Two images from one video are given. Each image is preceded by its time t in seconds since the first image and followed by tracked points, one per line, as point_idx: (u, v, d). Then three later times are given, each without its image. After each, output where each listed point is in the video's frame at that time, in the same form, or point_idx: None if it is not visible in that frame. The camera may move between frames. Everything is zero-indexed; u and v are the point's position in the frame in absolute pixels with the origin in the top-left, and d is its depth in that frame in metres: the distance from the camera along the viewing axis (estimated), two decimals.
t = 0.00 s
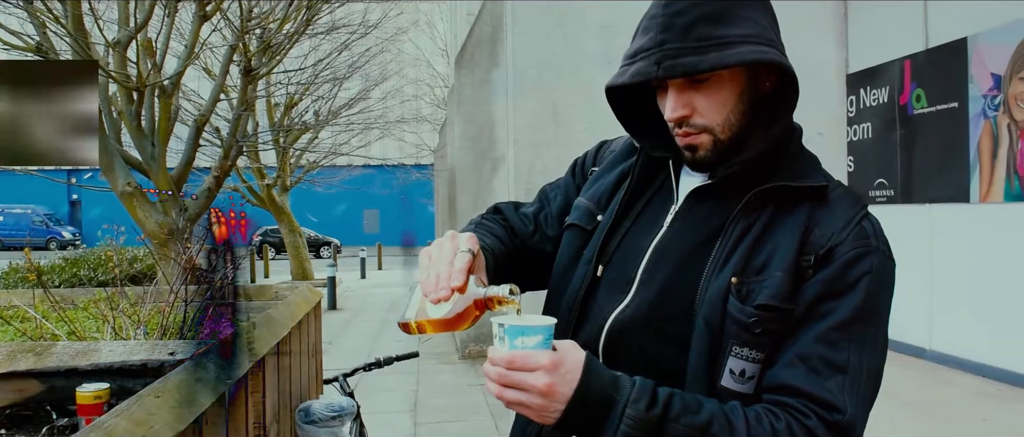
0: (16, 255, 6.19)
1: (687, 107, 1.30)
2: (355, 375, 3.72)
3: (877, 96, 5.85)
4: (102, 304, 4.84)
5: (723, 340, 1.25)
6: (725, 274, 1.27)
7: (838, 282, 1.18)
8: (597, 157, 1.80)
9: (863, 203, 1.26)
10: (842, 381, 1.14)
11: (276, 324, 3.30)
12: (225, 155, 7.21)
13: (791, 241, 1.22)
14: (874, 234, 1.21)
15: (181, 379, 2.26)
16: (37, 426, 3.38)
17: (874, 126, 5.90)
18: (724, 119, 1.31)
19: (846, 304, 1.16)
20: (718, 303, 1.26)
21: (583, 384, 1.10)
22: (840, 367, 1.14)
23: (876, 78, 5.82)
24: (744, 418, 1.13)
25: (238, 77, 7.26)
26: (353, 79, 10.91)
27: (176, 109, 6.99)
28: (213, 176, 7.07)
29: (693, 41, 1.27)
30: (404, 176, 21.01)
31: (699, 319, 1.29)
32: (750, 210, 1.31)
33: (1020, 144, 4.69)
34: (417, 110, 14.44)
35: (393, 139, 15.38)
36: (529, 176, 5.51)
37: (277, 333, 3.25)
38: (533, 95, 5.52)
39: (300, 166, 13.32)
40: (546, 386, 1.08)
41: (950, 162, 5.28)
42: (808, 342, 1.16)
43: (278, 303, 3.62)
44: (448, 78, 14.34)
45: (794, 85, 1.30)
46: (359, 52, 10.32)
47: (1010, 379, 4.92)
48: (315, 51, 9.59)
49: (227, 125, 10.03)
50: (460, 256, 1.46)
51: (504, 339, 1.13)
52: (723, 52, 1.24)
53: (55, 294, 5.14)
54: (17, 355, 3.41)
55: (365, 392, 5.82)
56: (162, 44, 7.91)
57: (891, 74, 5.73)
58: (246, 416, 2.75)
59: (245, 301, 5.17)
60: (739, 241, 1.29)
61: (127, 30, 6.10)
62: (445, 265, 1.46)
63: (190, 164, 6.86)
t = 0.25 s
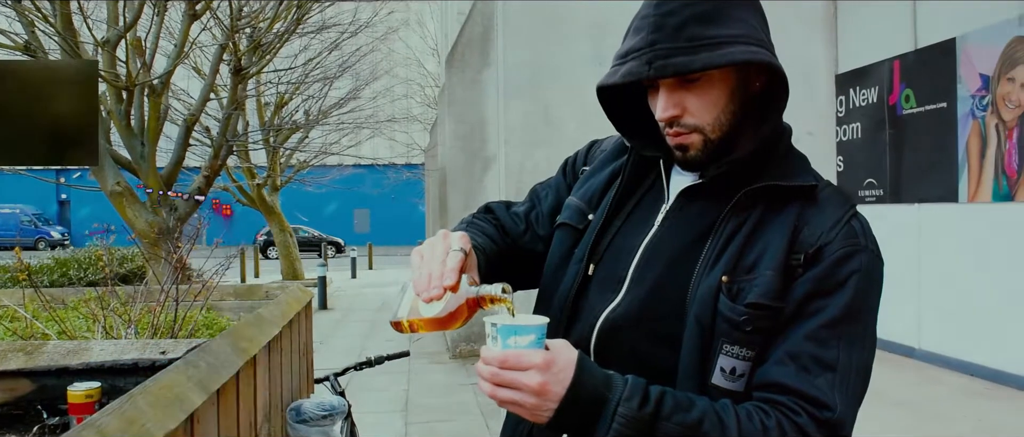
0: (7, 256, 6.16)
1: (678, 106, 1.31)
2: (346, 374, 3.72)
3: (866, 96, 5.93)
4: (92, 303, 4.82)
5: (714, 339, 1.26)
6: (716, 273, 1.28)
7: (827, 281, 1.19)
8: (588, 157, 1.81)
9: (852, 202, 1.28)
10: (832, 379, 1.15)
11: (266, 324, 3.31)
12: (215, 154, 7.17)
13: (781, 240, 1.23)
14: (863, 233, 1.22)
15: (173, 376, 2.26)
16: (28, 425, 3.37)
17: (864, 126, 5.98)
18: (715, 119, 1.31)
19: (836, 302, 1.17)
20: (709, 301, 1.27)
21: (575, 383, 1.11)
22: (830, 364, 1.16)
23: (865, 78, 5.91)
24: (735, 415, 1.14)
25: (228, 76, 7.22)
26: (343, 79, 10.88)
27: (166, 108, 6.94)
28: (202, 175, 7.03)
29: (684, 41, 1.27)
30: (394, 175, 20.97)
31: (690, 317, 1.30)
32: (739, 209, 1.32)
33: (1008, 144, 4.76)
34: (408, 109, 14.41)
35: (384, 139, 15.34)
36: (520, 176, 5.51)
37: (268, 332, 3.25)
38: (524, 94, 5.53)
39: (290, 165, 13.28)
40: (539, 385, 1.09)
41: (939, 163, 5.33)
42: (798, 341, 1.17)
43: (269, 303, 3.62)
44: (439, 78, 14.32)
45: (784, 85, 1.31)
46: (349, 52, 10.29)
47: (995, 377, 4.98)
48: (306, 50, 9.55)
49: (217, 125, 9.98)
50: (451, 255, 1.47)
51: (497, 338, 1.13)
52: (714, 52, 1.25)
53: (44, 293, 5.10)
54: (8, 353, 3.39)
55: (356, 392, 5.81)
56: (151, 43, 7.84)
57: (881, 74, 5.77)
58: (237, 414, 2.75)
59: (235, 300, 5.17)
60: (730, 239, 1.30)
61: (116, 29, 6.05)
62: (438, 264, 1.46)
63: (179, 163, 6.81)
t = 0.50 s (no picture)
0: None
1: (670, 106, 1.32)
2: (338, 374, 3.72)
3: (858, 96, 5.96)
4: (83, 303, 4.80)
5: (706, 336, 1.27)
6: (708, 271, 1.29)
7: (818, 278, 1.20)
8: (579, 156, 1.81)
9: (841, 201, 1.29)
10: (823, 375, 1.17)
11: (258, 324, 3.31)
12: (206, 153, 7.12)
13: (772, 238, 1.24)
14: (852, 231, 1.24)
15: (166, 376, 2.25)
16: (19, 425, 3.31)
17: (854, 125, 6.02)
18: (706, 119, 1.32)
19: (827, 299, 1.18)
20: (701, 299, 1.28)
21: (569, 380, 1.12)
22: (821, 361, 1.17)
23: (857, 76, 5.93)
24: (727, 412, 1.15)
25: (219, 75, 7.17)
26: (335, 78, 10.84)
27: (156, 107, 6.90)
28: (194, 175, 6.98)
29: (676, 41, 1.28)
30: (386, 175, 20.91)
31: (682, 315, 1.31)
32: (731, 208, 1.33)
33: (998, 142, 4.77)
34: (400, 108, 14.38)
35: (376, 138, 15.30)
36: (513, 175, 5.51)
37: (261, 332, 3.25)
38: (516, 94, 5.53)
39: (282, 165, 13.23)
40: (533, 383, 1.09)
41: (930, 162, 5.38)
42: (789, 337, 1.18)
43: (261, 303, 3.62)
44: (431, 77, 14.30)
45: (773, 85, 1.32)
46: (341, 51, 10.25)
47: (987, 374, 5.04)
48: (297, 49, 9.50)
49: (208, 124, 9.93)
50: (445, 254, 1.48)
51: (491, 337, 1.13)
52: (705, 52, 1.26)
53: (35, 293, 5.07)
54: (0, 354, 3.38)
55: (349, 391, 5.81)
56: (142, 42, 7.78)
57: (873, 72, 5.78)
58: (230, 413, 2.75)
59: (227, 299, 5.18)
60: (722, 237, 1.31)
61: (107, 28, 6.01)
62: (432, 264, 1.46)
63: (171, 163, 6.77)
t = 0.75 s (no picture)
0: None
1: (662, 105, 1.33)
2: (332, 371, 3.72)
3: (851, 95, 6.05)
4: (77, 301, 4.80)
5: (698, 333, 1.28)
6: (700, 268, 1.29)
7: (809, 274, 1.21)
8: (572, 154, 1.82)
9: (832, 198, 1.30)
10: (814, 371, 1.18)
11: (252, 321, 3.32)
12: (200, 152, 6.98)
13: (763, 236, 1.25)
14: (843, 228, 1.25)
15: (161, 372, 2.26)
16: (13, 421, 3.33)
17: (848, 125, 6.10)
18: (698, 117, 1.33)
19: (817, 296, 1.20)
20: (693, 296, 1.28)
21: (563, 376, 1.13)
22: (812, 357, 1.18)
23: (851, 77, 6.01)
24: (720, 407, 1.16)
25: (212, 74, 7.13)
26: (329, 76, 10.81)
27: (150, 106, 6.86)
28: (187, 174, 6.96)
29: (669, 40, 1.29)
30: (380, 174, 20.85)
31: (675, 312, 1.32)
32: (723, 205, 1.34)
33: (990, 143, 4.85)
34: (394, 107, 14.33)
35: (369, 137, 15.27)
36: (506, 174, 5.52)
37: (255, 329, 3.26)
38: (510, 93, 5.54)
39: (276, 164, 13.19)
40: (527, 378, 1.10)
41: (922, 163, 5.43)
42: (780, 334, 1.20)
43: (254, 301, 3.63)
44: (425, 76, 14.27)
45: (765, 84, 1.33)
46: (335, 49, 10.21)
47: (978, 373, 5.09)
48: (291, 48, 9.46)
49: (202, 123, 9.88)
50: (440, 252, 1.48)
51: (485, 333, 1.14)
52: (698, 51, 1.27)
53: (29, 291, 5.06)
54: None
55: (343, 390, 5.80)
56: (134, 41, 7.75)
57: (866, 74, 5.84)
58: (224, 408, 2.75)
59: (220, 297, 5.20)
60: (714, 235, 1.32)
61: (100, 26, 5.99)
62: (426, 261, 1.47)
63: (164, 161, 6.73)
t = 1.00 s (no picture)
0: None
1: (655, 104, 1.34)
2: (327, 370, 3.72)
3: (845, 94, 6.10)
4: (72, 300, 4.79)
5: (692, 330, 1.29)
6: (694, 265, 1.30)
7: (802, 272, 1.22)
8: (567, 153, 1.83)
9: (824, 196, 1.31)
10: (807, 367, 1.19)
11: (248, 320, 3.32)
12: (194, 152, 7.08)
13: (757, 234, 1.26)
14: (835, 225, 1.26)
15: (156, 370, 2.26)
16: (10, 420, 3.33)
17: (842, 124, 6.16)
18: (691, 116, 1.34)
19: (810, 293, 1.21)
20: (687, 293, 1.29)
21: (559, 373, 1.13)
22: (805, 353, 1.19)
23: (844, 76, 6.07)
24: (714, 403, 1.17)
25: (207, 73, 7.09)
26: (324, 76, 10.77)
27: (144, 105, 6.83)
28: (182, 173, 6.92)
29: (662, 40, 1.30)
30: (375, 174, 20.81)
31: (669, 310, 1.33)
32: (716, 203, 1.35)
33: (984, 141, 4.92)
34: (389, 107, 14.30)
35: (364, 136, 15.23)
36: (500, 173, 5.53)
37: (250, 328, 3.27)
38: (504, 92, 5.55)
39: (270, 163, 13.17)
40: (524, 375, 1.11)
41: (918, 161, 5.50)
42: (774, 330, 1.21)
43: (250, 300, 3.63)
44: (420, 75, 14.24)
45: (757, 83, 1.34)
46: (330, 49, 10.19)
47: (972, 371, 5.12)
48: (286, 47, 9.43)
49: (196, 122, 9.85)
50: (436, 250, 1.49)
51: (482, 330, 1.15)
52: (691, 51, 1.28)
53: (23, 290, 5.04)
54: None
55: (338, 390, 5.80)
56: (129, 40, 7.72)
57: (859, 73, 5.95)
58: (219, 407, 2.75)
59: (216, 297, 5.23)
60: (707, 233, 1.32)
61: (94, 25, 5.96)
62: (422, 259, 1.48)
63: (158, 161, 6.70)
